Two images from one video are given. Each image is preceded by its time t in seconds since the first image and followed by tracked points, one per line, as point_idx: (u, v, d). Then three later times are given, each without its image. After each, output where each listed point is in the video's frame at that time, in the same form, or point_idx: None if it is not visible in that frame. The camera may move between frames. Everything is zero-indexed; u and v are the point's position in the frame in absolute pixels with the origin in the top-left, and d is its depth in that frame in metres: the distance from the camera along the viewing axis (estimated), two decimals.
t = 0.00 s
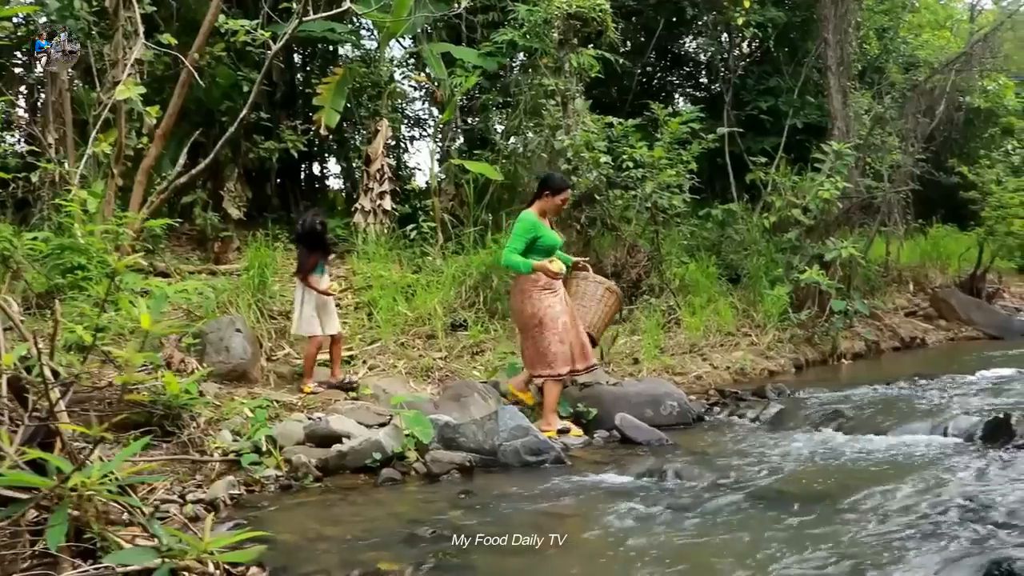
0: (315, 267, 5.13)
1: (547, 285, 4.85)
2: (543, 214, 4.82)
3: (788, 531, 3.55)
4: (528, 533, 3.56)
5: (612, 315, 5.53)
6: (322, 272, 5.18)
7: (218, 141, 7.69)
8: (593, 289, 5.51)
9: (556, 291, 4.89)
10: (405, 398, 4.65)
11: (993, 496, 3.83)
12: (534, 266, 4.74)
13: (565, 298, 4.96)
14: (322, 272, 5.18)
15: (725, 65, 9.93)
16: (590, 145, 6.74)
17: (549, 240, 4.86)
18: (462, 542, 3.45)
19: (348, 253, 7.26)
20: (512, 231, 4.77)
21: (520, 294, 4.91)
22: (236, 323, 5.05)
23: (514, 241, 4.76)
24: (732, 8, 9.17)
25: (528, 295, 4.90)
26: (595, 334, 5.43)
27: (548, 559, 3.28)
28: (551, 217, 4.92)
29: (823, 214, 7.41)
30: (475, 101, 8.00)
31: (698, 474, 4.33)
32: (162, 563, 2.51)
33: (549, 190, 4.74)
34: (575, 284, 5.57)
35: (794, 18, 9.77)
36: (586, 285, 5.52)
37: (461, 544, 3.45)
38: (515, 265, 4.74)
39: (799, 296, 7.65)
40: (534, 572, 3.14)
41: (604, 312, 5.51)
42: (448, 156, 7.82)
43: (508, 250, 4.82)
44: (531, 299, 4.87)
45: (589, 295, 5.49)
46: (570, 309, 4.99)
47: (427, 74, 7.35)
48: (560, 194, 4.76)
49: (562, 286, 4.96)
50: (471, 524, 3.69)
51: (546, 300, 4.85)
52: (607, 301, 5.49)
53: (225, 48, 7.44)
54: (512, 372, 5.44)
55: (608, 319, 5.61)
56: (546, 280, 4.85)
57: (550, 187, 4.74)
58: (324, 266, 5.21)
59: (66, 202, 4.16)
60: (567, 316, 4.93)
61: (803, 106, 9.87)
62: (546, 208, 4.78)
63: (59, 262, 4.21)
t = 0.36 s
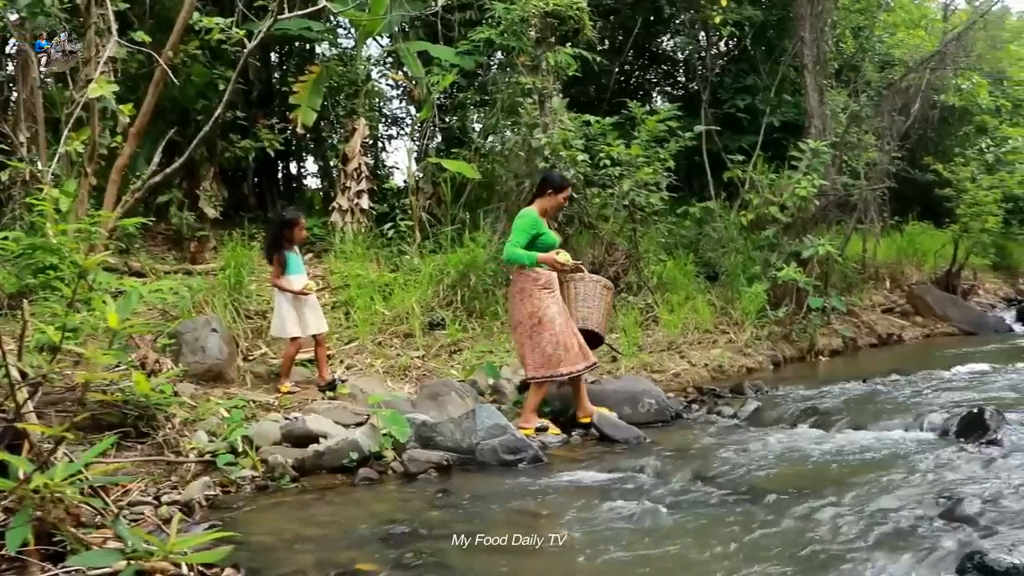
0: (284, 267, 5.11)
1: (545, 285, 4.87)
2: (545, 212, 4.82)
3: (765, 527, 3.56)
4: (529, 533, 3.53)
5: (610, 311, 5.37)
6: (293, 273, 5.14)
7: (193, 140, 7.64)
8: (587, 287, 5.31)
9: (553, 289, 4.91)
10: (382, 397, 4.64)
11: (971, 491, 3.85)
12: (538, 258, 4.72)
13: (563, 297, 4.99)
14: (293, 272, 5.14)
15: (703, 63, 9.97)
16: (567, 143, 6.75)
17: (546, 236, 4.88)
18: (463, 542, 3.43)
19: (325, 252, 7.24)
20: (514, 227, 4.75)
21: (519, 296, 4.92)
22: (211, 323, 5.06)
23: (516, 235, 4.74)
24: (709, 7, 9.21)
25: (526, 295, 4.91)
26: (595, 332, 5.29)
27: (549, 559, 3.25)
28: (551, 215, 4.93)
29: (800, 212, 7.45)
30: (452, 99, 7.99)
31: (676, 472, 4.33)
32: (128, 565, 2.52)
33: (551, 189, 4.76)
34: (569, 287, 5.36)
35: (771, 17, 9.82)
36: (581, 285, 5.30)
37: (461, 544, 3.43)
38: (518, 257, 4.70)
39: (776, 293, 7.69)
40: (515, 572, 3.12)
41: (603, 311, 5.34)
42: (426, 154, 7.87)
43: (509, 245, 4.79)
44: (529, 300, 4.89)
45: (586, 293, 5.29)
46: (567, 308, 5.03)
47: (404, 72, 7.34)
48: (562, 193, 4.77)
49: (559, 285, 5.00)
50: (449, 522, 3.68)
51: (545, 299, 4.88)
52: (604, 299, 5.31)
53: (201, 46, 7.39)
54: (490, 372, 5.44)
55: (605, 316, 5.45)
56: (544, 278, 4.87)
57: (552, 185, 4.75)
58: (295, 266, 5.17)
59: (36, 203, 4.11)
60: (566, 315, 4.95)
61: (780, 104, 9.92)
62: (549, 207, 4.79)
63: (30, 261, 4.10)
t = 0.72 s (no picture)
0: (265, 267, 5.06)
1: (550, 285, 4.83)
2: (552, 211, 4.83)
3: (744, 522, 3.58)
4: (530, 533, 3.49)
5: (603, 316, 5.40)
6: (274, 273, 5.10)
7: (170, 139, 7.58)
8: (583, 291, 5.34)
9: (557, 291, 4.88)
10: (362, 396, 4.62)
11: (953, 484, 3.87)
12: (550, 256, 4.69)
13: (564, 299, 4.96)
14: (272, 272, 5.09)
15: (682, 61, 10.01)
16: (547, 140, 6.75)
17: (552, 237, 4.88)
18: (462, 542, 3.40)
19: (304, 251, 7.21)
20: (523, 226, 4.73)
21: (523, 295, 4.86)
22: (189, 322, 5.05)
23: (527, 234, 4.72)
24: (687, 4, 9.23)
25: (530, 295, 4.87)
26: (585, 333, 5.27)
27: (547, 559, 3.21)
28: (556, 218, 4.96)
29: (778, 208, 7.49)
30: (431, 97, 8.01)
31: (656, 469, 4.34)
32: (99, 567, 2.52)
33: (560, 191, 4.76)
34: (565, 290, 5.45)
35: (749, 14, 9.87)
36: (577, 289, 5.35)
37: (461, 544, 3.40)
38: (530, 256, 4.68)
39: (756, 290, 7.73)
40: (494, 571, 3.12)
41: (596, 315, 5.36)
42: (405, 152, 7.88)
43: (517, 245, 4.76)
44: (534, 299, 4.84)
45: (582, 299, 5.32)
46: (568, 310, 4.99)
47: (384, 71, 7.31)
48: (570, 196, 4.79)
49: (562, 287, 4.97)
50: (429, 522, 3.67)
51: (549, 300, 4.83)
52: (598, 304, 5.34)
53: (177, 44, 7.35)
54: (470, 370, 5.42)
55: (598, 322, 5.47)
56: (549, 280, 4.83)
57: (562, 188, 4.76)
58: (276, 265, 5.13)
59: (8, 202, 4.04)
60: (568, 317, 4.91)
61: (759, 101, 9.96)
62: (556, 208, 4.80)
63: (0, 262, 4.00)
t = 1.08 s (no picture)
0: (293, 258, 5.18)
1: (555, 278, 5.06)
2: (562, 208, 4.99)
3: (726, 514, 3.60)
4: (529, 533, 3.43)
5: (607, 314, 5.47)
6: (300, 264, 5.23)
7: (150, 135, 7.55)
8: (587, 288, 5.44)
9: (563, 283, 5.10)
10: (345, 392, 4.62)
11: (945, 478, 3.86)
12: (560, 254, 4.84)
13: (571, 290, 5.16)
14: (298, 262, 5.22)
15: (665, 56, 10.03)
16: (530, 135, 6.75)
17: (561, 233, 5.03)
18: (463, 541, 3.35)
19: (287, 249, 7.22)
20: (533, 221, 4.88)
21: (530, 290, 5.10)
22: (171, 320, 5.02)
23: (536, 230, 4.87)
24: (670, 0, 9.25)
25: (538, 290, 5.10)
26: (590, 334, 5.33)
27: (549, 559, 3.15)
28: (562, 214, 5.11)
29: (762, 203, 7.51)
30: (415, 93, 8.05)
31: (640, 463, 4.35)
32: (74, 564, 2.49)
33: (569, 187, 4.92)
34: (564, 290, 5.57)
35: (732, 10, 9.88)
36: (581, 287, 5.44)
37: (461, 544, 3.34)
38: (540, 252, 4.84)
39: (739, 285, 7.75)
40: (476, 564, 3.12)
41: (600, 313, 5.45)
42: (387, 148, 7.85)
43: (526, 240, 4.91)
44: (541, 293, 5.07)
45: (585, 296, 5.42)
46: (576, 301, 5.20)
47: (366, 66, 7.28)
48: (579, 192, 4.96)
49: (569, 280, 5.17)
50: (412, 517, 3.66)
51: (555, 292, 5.06)
52: (600, 302, 5.42)
53: (157, 39, 7.32)
54: (455, 365, 5.41)
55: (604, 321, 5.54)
56: (554, 273, 5.06)
57: (570, 184, 4.92)
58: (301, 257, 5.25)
59: None
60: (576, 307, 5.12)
61: (742, 97, 9.99)
62: (566, 205, 4.95)
63: None
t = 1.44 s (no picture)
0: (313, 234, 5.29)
1: (568, 286, 4.97)
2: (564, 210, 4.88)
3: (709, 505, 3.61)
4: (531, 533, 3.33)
5: (624, 302, 5.55)
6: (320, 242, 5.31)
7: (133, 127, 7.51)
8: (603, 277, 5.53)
9: (576, 290, 5.01)
10: (328, 385, 4.60)
11: (929, 470, 3.87)
12: (554, 266, 4.71)
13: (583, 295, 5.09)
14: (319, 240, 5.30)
15: (651, 49, 10.05)
16: (515, 128, 6.74)
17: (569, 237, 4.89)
18: (463, 542, 3.25)
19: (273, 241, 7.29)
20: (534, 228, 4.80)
21: (542, 298, 5.01)
22: (154, 313, 4.99)
23: (537, 237, 4.79)
24: None
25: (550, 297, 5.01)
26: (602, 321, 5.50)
27: (546, 558, 3.07)
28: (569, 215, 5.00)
29: (747, 196, 7.52)
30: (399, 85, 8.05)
31: (625, 455, 4.35)
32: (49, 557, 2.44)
33: (570, 189, 4.83)
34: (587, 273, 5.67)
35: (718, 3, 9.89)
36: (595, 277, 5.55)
37: (461, 544, 3.25)
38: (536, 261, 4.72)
39: (725, 278, 7.74)
40: (460, 557, 3.11)
41: (614, 303, 5.53)
42: (371, 142, 7.83)
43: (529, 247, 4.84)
44: (554, 302, 4.98)
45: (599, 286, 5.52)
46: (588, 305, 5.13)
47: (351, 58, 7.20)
48: (580, 193, 4.84)
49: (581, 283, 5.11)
50: (397, 510, 3.65)
51: (568, 300, 4.97)
52: (613, 290, 5.51)
53: (139, 30, 7.27)
54: (439, 358, 5.39)
55: (621, 307, 5.63)
56: (568, 280, 4.96)
57: (571, 186, 4.83)
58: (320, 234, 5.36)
59: None
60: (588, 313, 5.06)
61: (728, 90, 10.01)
62: (568, 206, 4.85)
63: None
